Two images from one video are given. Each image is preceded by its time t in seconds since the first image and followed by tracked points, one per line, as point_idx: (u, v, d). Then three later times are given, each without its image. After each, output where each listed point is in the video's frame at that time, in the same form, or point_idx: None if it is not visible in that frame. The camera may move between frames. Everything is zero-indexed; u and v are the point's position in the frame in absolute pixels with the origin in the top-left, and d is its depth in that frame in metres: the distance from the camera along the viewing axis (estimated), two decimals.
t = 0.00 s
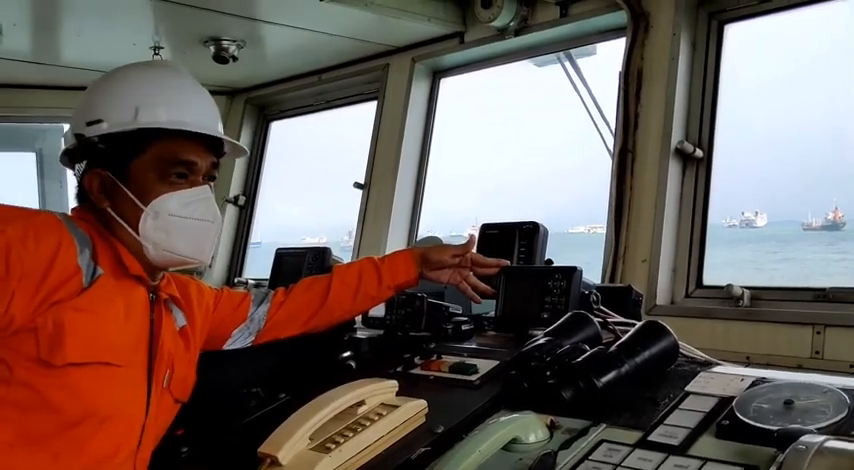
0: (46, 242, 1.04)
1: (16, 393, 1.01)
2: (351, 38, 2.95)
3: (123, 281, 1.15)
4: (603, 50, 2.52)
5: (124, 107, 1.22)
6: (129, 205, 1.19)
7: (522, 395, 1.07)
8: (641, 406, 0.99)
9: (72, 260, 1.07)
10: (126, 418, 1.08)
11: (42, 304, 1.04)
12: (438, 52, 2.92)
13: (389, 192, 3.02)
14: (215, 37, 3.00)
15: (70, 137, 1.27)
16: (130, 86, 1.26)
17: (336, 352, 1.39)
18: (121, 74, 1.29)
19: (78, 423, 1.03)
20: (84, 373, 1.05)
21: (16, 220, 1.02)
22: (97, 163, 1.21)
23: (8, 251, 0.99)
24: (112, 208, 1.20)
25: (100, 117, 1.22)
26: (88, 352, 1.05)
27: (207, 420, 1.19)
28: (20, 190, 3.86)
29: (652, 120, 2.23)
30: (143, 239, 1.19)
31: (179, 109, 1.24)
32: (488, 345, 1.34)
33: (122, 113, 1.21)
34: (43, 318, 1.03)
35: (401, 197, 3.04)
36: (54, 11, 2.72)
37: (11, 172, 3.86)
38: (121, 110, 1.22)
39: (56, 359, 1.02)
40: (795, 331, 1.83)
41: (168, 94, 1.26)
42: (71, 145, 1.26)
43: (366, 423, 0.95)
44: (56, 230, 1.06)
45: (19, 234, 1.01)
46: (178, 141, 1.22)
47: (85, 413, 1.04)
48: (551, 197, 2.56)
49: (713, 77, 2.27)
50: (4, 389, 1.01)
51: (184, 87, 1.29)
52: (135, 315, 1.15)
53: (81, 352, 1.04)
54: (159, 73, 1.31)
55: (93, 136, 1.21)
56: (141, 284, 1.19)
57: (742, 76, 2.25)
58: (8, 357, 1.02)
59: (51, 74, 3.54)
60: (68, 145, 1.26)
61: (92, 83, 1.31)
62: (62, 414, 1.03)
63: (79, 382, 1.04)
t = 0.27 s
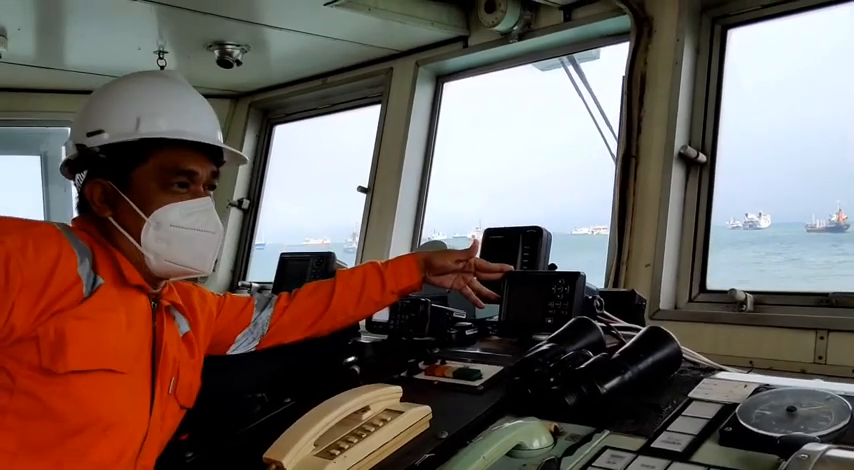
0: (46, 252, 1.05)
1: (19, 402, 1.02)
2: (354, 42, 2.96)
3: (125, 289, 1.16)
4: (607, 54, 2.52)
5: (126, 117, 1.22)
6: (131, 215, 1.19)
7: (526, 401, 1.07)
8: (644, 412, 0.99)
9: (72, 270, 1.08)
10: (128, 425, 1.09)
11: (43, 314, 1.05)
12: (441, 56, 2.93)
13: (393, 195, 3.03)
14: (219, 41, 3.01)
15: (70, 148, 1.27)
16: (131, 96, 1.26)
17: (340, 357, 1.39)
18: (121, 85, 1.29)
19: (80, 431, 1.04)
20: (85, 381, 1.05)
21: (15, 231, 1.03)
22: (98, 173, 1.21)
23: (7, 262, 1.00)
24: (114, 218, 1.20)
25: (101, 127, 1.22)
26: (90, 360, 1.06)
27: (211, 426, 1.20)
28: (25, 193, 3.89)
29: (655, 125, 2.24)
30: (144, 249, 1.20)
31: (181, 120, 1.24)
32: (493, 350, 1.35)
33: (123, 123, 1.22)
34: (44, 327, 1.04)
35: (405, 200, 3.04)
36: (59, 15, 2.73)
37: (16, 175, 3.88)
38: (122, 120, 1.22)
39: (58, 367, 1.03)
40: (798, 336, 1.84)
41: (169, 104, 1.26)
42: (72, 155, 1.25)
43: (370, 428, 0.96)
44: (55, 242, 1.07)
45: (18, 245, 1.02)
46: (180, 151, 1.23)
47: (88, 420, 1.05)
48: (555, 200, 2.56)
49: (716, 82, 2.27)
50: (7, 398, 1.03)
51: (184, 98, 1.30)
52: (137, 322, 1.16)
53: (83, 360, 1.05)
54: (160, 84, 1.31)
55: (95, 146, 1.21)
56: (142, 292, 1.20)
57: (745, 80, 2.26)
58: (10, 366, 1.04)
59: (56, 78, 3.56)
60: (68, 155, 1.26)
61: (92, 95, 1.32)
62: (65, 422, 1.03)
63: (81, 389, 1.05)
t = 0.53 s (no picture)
0: (54, 259, 1.05)
1: (27, 407, 1.03)
2: (361, 46, 2.97)
3: (132, 296, 1.17)
4: (615, 58, 2.52)
5: (131, 128, 1.22)
6: (138, 224, 1.20)
7: (532, 406, 1.07)
8: (652, 419, 0.99)
9: (79, 278, 1.08)
10: (136, 430, 1.10)
11: (51, 320, 1.05)
12: (449, 60, 2.93)
13: (400, 199, 3.03)
14: (227, 47, 3.03)
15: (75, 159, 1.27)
16: (135, 107, 1.26)
17: (348, 362, 1.39)
18: (124, 96, 1.29)
19: (88, 436, 1.05)
20: (93, 386, 1.06)
21: (23, 239, 1.03)
22: (104, 185, 1.21)
23: (16, 269, 0.99)
24: (121, 228, 1.21)
25: (106, 138, 1.22)
26: (98, 365, 1.07)
27: (218, 431, 1.20)
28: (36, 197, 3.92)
29: (663, 129, 2.23)
30: (153, 257, 1.20)
31: (185, 130, 1.25)
32: (500, 355, 1.34)
33: (128, 134, 1.21)
34: (52, 333, 1.05)
35: (413, 204, 3.05)
36: (69, 22, 2.75)
37: (27, 180, 3.92)
38: (127, 131, 1.22)
39: (66, 372, 1.04)
40: (808, 341, 1.82)
41: (174, 114, 1.26)
42: (77, 169, 1.25)
43: (377, 434, 0.96)
44: (62, 251, 1.07)
45: (26, 253, 1.01)
46: (186, 160, 1.24)
47: (96, 425, 1.06)
48: (563, 204, 2.56)
49: (725, 85, 2.26)
50: (14, 404, 1.03)
51: (188, 108, 1.30)
52: (144, 327, 1.16)
53: (91, 366, 1.06)
54: (163, 94, 1.31)
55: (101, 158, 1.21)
56: (150, 299, 1.21)
57: (754, 83, 2.25)
58: (18, 371, 1.04)
59: (66, 84, 3.59)
60: (73, 167, 1.26)
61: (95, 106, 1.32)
62: (73, 427, 1.04)
63: (88, 394, 1.05)
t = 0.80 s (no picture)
0: (63, 264, 1.05)
1: (37, 410, 1.03)
2: (368, 50, 2.98)
3: (140, 299, 1.17)
4: (621, 60, 2.52)
5: (145, 135, 1.23)
6: (151, 228, 1.20)
7: (538, 409, 1.07)
8: (660, 423, 0.99)
9: (88, 282, 1.08)
10: (145, 431, 1.10)
11: (60, 324, 1.05)
12: (455, 63, 2.93)
13: (407, 202, 3.03)
14: (235, 51, 3.04)
15: (84, 165, 1.26)
16: (147, 113, 1.27)
17: (354, 365, 1.40)
18: (133, 101, 1.29)
19: (99, 438, 1.05)
20: (103, 388, 1.07)
21: (31, 244, 1.03)
22: (116, 189, 1.21)
23: (26, 274, 0.99)
24: (133, 232, 1.21)
25: (120, 145, 1.22)
26: (108, 367, 1.07)
27: (226, 433, 1.21)
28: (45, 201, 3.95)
29: (670, 132, 2.23)
30: (166, 262, 1.21)
31: (199, 136, 1.26)
32: (507, 359, 1.34)
33: (142, 141, 1.22)
34: (61, 336, 1.05)
35: (420, 207, 3.05)
36: (78, 27, 2.77)
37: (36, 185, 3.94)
38: (141, 138, 1.22)
39: (75, 375, 1.04)
40: (817, 344, 1.81)
41: (185, 120, 1.27)
42: (88, 173, 1.25)
43: (384, 438, 0.96)
44: (71, 256, 1.07)
45: (36, 257, 1.02)
46: (197, 165, 1.24)
47: (106, 427, 1.06)
48: (569, 206, 2.55)
49: (732, 87, 2.26)
50: (24, 407, 1.03)
51: (198, 113, 1.31)
52: (152, 330, 1.17)
53: (100, 368, 1.06)
54: (170, 99, 1.32)
55: (115, 164, 1.21)
56: (158, 302, 1.21)
57: (762, 86, 2.24)
58: (27, 374, 1.04)
59: (75, 88, 3.61)
60: (82, 173, 1.25)
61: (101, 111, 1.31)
62: (83, 429, 1.05)
63: (98, 397, 1.06)
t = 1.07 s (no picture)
0: (66, 265, 1.06)
1: (40, 411, 1.03)
2: (371, 51, 2.98)
3: (142, 300, 1.17)
4: (624, 61, 2.52)
5: (141, 135, 1.22)
6: (153, 227, 1.20)
7: (542, 410, 1.08)
8: (663, 424, 0.99)
9: (91, 283, 1.09)
10: (148, 432, 1.11)
11: (63, 325, 1.05)
12: (458, 65, 2.94)
13: (410, 203, 3.04)
14: (238, 52, 3.05)
15: (81, 168, 1.25)
16: (141, 112, 1.26)
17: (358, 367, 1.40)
18: (126, 102, 1.29)
19: (102, 438, 1.06)
20: (106, 389, 1.07)
21: (34, 245, 1.03)
22: (116, 190, 1.22)
23: (30, 276, 1.00)
24: (135, 233, 1.22)
25: (117, 146, 1.21)
26: (110, 368, 1.08)
27: (229, 434, 1.21)
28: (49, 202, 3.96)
29: (673, 133, 2.22)
30: (173, 256, 1.21)
31: (195, 132, 1.26)
32: (510, 360, 1.34)
33: (140, 140, 1.21)
34: (64, 338, 1.05)
35: (423, 208, 3.05)
36: (81, 29, 2.78)
37: (40, 186, 3.96)
38: (138, 138, 1.22)
39: (78, 376, 1.04)
40: (821, 345, 1.81)
41: (180, 117, 1.27)
42: (85, 178, 1.24)
43: (387, 439, 0.96)
44: (74, 257, 1.07)
45: (39, 258, 1.02)
46: (196, 162, 1.25)
47: (109, 428, 1.07)
48: (572, 208, 2.56)
49: (735, 88, 2.26)
50: (27, 408, 1.03)
51: (191, 110, 1.31)
52: (154, 331, 1.17)
53: (103, 369, 1.06)
54: (162, 98, 1.31)
55: (114, 165, 1.21)
56: (160, 303, 1.22)
57: (765, 87, 2.24)
58: (30, 376, 1.04)
59: (78, 90, 3.62)
60: (80, 176, 1.25)
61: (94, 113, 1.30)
62: (87, 430, 1.05)
63: (101, 397, 1.06)
